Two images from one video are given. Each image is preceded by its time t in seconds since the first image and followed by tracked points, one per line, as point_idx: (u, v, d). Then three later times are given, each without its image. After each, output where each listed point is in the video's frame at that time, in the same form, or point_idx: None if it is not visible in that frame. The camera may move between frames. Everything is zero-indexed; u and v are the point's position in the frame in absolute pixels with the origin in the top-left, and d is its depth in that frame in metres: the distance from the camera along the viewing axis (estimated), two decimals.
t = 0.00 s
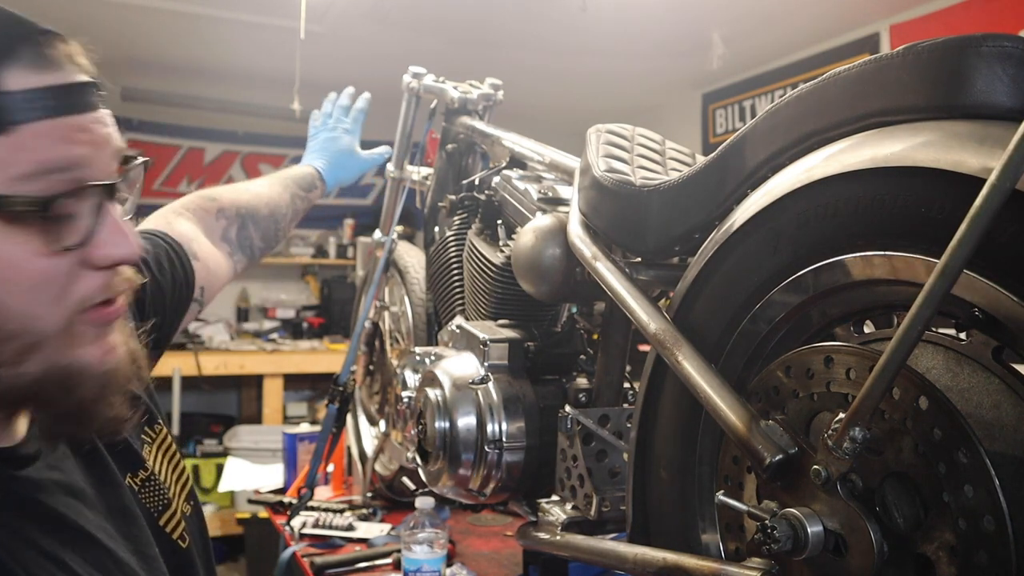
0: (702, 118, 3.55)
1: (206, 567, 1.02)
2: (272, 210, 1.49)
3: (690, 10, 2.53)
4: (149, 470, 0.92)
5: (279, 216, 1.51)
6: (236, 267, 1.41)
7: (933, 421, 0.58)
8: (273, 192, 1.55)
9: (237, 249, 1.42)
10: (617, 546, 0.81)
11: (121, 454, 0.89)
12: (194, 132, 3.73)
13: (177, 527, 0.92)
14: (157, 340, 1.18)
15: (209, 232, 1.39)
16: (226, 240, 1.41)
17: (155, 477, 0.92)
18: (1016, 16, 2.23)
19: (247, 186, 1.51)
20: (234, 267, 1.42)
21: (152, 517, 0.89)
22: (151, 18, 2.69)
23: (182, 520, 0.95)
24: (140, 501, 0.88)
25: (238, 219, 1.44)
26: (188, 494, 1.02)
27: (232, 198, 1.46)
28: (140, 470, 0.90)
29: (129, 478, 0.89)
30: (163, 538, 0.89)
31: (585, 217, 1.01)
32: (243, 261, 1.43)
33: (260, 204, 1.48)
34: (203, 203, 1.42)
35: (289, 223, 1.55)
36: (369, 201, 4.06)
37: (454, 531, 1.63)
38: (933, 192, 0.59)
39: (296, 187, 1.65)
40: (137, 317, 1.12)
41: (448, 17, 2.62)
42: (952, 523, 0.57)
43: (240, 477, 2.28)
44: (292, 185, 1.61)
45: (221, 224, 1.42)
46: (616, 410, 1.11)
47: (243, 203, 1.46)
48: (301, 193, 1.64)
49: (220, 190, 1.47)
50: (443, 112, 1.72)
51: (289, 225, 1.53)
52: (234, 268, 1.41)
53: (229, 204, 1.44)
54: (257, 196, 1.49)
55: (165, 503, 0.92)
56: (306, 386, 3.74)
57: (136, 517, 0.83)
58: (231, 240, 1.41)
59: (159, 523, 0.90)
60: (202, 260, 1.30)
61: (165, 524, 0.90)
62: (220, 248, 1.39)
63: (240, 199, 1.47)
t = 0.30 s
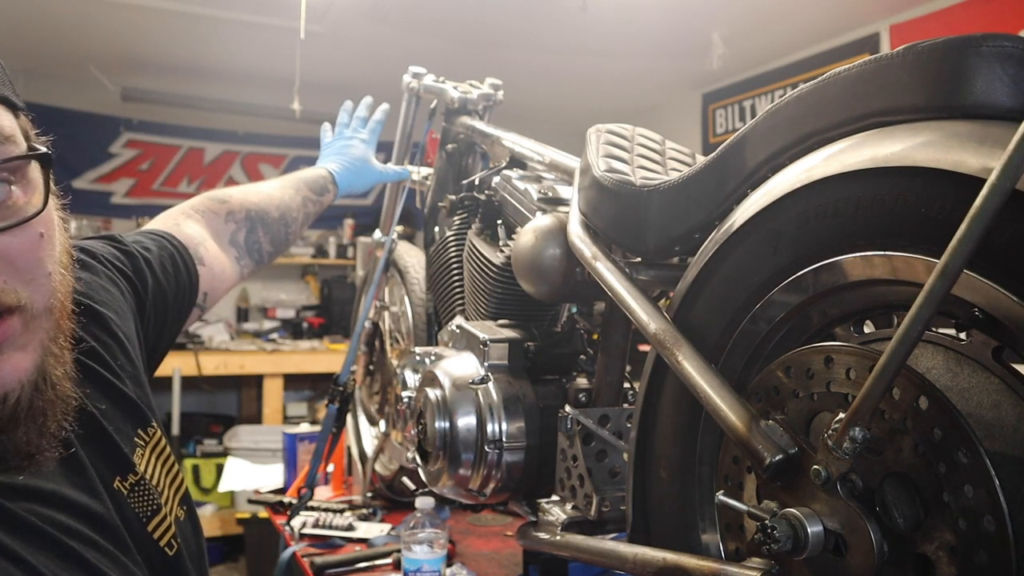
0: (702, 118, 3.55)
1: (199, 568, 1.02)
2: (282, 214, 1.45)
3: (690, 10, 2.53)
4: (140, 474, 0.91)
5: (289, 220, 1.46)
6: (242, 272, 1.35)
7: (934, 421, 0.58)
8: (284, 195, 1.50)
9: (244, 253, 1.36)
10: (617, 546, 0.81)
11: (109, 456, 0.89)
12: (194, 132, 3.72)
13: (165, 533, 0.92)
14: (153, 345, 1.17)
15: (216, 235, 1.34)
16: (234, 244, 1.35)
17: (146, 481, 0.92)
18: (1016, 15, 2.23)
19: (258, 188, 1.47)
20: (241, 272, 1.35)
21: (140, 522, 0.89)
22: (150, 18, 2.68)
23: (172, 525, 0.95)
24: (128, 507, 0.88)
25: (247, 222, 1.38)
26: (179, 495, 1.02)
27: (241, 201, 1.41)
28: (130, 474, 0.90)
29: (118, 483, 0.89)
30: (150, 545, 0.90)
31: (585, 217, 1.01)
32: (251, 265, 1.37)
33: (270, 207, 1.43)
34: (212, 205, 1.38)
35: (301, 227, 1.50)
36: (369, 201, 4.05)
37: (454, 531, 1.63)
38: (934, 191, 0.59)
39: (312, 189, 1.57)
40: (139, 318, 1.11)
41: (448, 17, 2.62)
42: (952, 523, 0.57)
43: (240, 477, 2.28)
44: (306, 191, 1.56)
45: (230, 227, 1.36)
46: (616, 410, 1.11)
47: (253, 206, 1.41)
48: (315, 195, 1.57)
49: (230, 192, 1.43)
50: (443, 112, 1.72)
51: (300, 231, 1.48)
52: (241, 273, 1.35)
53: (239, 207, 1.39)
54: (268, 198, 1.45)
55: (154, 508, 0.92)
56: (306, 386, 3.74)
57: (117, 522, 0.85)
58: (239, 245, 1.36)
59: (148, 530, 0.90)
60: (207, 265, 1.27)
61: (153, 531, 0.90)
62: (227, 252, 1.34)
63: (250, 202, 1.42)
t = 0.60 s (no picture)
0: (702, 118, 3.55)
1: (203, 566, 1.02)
2: (282, 214, 1.38)
3: (690, 10, 2.53)
4: (140, 476, 0.91)
5: (290, 218, 1.39)
6: (238, 277, 1.30)
7: (934, 421, 0.58)
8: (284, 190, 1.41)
9: (240, 259, 1.31)
10: (617, 546, 0.81)
11: (111, 459, 0.89)
12: (194, 131, 3.72)
13: (165, 536, 0.92)
14: (156, 350, 1.17)
15: (210, 241, 1.28)
16: (230, 251, 1.29)
17: (147, 483, 0.92)
18: (1016, 15, 2.24)
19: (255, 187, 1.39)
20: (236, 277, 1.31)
21: (141, 524, 0.89)
22: (151, 18, 2.69)
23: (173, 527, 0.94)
24: (128, 509, 0.88)
25: (243, 227, 1.32)
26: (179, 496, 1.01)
27: (237, 202, 1.34)
28: (130, 477, 0.90)
29: (118, 485, 0.88)
30: (151, 549, 0.90)
31: (585, 217, 1.01)
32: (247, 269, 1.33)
33: (268, 207, 1.36)
34: (204, 211, 1.31)
35: (304, 223, 1.44)
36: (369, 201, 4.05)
37: (454, 531, 1.63)
38: (933, 191, 0.59)
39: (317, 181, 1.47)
40: (141, 323, 1.11)
41: (448, 17, 2.63)
42: (952, 523, 0.57)
43: (240, 477, 2.28)
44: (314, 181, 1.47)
45: (224, 233, 1.30)
46: (616, 410, 1.11)
47: (249, 209, 1.34)
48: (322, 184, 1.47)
49: (226, 191, 1.37)
50: (443, 112, 1.72)
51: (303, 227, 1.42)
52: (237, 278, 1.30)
53: (233, 210, 1.33)
54: (267, 198, 1.37)
55: (154, 511, 0.92)
56: (306, 386, 3.74)
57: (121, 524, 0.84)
58: (234, 250, 1.30)
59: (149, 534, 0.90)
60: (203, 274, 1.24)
61: (153, 533, 0.90)
62: (222, 259, 1.29)
63: (246, 203, 1.35)
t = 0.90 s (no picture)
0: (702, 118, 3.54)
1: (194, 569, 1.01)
2: (231, 226, 1.60)
3: (690, 10, 2.53)
4: (127, 471, 0.96)
5: (238, 232, 1.62)
6: (192, 284, 1.54)
7: (934, 421, 0.58)
8: (234, 208, 1.65)
9: (195, 266, 1.54)
10: (617, 546, 0.81)
11: (101, 453, 0.95)
12: (193, 132, 3.72)
13: (156, 522, 0.96)
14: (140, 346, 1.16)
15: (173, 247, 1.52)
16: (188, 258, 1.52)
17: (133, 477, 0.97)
18: (1016, 15, 2.23)
19: (211, 201, 1.61)
20: (191, 283, 1.55)
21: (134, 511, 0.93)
22: (151, 18, 2.69)
23: (161, 515, 0.98)
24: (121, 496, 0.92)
25: (200, 236, 1.55)
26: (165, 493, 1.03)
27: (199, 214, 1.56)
28: (120, 469, 0.95)
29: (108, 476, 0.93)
30: (145, 530, 0.93)
31: (585, 217, 1.01)
32: (199, 277, 1.56)
33: (221, 220, 1.59)
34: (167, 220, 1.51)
35: (246, 238, 1.65)
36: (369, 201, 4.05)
37: (454, 531, 1.63)
38: (934, 191, 0.59)
39: (258, 205, 1.73)
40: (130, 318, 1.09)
41: (448, 17, 2.62)
42: (952, 523, 0.57)
43: (240, 477, 2.28)
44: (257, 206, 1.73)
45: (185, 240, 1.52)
46: (616, 410, 1.11)
47: (206, 220, 1.56)
48: (262, 209, 1.73)
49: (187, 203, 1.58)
50: (443, 112, 1.72)
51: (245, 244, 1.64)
52: (190, 284, 1.53)
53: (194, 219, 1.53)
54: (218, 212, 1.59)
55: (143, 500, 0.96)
56: (306, 386, 3.74)
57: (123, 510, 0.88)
58: (191, 257, 1.54)
59: (141, 518, 0.93)
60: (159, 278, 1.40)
61: (146, 519, 0.94)
62: (180, 264, 1.52)
63: (206, 214, 1.57)
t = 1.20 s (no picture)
0: (702, 118, 3.54)
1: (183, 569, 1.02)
2: (223, 239, 1.56)
3: (691, 10, 2.53)
4: (124, 477, 0.96)
5: (230, 245, 1.58)
6: (184, 296, 1.51)
7: (934, 421, 0.58)
8: (225, 219, 1.61)
9: (187, 277, 1.51)
10: (617, 546, 0.81)
11: (98, 461, 0.94)
12: (193, 132, 3.72)
13: (153, 528, 0.96)
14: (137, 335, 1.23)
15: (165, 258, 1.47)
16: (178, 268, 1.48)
17: (130, 483, 0.97)
18: (1016, 15, 2.24)
19: (202, 212, 1.57)
20: (182, 295, 1.52)
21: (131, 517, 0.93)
22: (151, 18, 2.69)
23: (158, 520, 0.98)
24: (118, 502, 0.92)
25: (194, 247, 1.51)
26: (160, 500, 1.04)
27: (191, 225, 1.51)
28: (117, 475, 0.95)
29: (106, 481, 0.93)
30: (144, 536, 0.93)
31: (585, 217, 1.01)
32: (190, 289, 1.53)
33: (214, 232, 1.55)
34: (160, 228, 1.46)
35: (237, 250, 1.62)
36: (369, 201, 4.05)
37: (454, 531, 1.63)
38: (933, 191, 0.59)
39: (250, 219, 1.68)
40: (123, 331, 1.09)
41: (449, 17, 2.62)
42: (952, 523, 0.57)
43: (240, 477, 2.27)
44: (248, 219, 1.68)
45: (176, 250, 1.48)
46: (616, 410, 1.11)
47: (200, 232, 1.52)
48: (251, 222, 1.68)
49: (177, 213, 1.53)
50: (443, 112, 1.72)
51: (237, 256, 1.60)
52: (182, 296, 1.51)
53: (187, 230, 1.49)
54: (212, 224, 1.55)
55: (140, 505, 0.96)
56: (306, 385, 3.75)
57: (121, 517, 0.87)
58: (184, 268, 1.50)
59: (138, 524, 0.93)
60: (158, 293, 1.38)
61: (143, 525, 0.94)
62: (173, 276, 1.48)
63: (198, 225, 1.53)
